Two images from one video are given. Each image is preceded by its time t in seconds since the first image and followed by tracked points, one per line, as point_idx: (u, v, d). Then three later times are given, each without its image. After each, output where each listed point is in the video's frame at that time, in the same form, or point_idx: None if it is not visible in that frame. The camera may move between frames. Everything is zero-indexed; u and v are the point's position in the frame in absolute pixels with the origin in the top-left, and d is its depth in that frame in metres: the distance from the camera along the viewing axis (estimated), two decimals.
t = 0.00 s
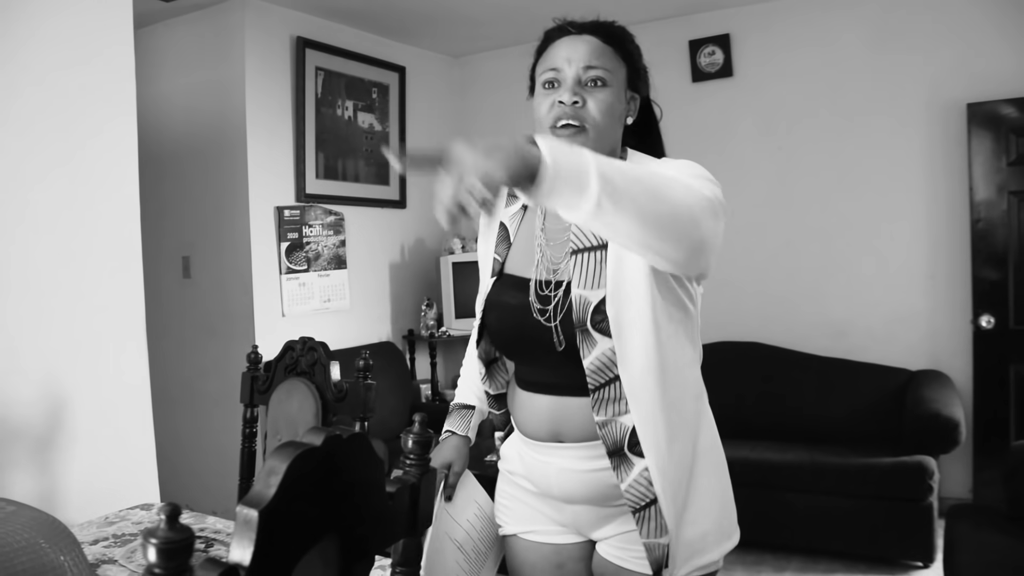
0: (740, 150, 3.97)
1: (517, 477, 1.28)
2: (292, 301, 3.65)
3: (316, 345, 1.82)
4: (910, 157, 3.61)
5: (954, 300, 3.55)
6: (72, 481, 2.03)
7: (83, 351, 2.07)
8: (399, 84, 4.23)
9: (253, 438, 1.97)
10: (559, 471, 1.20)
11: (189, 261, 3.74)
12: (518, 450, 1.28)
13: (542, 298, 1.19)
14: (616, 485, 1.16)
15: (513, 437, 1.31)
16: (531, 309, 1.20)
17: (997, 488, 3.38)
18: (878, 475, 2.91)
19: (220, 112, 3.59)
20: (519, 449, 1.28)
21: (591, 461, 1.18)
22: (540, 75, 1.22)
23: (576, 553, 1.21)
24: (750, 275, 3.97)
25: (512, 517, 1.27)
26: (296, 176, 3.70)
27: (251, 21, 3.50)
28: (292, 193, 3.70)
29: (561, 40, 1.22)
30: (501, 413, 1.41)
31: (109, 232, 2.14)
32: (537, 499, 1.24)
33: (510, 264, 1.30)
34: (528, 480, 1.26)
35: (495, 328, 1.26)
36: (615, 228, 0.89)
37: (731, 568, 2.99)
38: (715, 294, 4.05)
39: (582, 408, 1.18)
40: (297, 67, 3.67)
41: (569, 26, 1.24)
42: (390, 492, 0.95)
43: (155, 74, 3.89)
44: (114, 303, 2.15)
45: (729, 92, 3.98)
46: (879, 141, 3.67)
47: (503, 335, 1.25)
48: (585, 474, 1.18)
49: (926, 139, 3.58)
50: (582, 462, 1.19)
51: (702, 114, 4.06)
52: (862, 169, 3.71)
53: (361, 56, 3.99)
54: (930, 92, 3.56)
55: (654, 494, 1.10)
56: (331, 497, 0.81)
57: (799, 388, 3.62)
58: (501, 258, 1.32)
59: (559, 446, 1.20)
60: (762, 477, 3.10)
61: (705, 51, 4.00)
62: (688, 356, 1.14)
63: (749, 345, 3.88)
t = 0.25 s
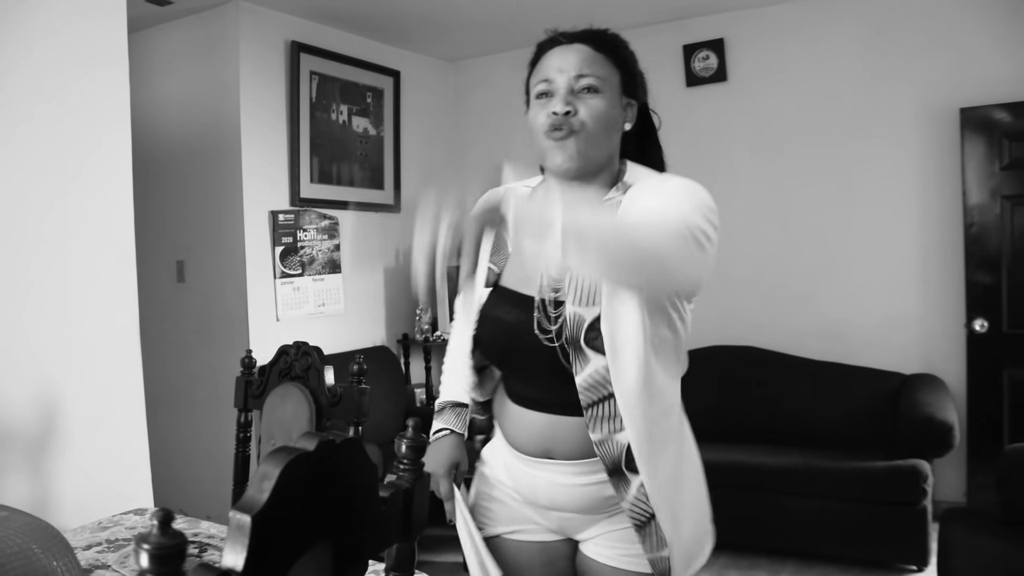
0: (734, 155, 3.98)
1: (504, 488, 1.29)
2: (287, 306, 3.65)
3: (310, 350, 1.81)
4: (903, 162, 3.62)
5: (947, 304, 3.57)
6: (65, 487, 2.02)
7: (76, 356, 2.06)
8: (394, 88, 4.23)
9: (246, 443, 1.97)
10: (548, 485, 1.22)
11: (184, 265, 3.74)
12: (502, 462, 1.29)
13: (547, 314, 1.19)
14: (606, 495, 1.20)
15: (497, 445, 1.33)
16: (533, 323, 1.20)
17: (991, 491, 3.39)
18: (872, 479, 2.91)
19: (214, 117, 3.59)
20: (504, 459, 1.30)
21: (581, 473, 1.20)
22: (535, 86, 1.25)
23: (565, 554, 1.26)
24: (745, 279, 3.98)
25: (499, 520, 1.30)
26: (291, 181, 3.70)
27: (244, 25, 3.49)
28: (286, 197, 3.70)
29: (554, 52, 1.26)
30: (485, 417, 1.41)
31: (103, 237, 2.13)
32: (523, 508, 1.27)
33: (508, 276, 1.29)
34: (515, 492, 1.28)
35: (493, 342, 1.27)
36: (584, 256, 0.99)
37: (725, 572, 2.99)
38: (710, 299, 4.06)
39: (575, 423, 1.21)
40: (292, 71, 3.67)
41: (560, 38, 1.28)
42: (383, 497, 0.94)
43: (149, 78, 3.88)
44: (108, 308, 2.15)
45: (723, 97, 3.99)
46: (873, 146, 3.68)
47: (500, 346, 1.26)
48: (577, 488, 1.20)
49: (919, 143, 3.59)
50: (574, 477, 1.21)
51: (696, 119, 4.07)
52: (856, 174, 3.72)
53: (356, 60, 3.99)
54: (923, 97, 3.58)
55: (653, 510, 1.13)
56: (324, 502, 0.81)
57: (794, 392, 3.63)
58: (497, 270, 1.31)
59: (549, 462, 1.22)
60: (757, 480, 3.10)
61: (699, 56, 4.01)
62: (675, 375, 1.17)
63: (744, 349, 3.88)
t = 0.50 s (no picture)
0: (730, 157, 3.98)
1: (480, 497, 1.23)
2: (283, 308, 3.64)
3: (306, 352, 1.82)
4: (898, 163, 3.63)
5: (943, 305, 3.57)
6: (61, 490, 2.01)
7: (71, 359, 2.06)
8: (390, 91, 4.24)
9: (243, 445, 1.97)
10: (543, 486, 1.18)
11: (179, 268, 3.73)
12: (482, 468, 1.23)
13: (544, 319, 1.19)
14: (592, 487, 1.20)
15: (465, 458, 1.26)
16: (530, 325, 1.19)
17: (987, 492, 3.40)
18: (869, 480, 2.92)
19: (210, 119, 3.59)
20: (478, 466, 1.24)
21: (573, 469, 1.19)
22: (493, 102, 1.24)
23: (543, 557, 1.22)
24: (741, 280, 3.98)
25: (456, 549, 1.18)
26: (287, 183, 3.70)
27: (240, 27, 3.49)
28: (282, 199, 3.70)
29: (516, 67, 1.23)
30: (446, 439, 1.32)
31: (98, 239, 2.13)
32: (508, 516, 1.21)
33: (478, 288, 1.27)
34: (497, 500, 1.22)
35: (476, 352, 1.23)
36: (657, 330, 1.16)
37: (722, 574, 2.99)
38: (706, 300, 4.06)
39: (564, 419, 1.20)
40: (288, 73, 3.67)
41: (524, 53, 1.25)
42: (379, 499, 0.94)
43: (145, 81, 3.88)
44: (105, 312, 2.15)
45: (719, 99, 4.00)
46: (869, 147, 3.69)
47: (488, 356, 1.21)
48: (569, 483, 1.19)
49: (914, 145, 3.60)
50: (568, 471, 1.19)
51: (692, 121, 4.07)
52: (852, 176, 3.72)
53: (351, 62, 3.99)
54: (918, 99, 3.59)
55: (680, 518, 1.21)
56: (320, 505, 0.80)
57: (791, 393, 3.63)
58: (467, 283, 1.27)
59: (543, 462, 1.19)
60: (754, 482, 3.10)
61: (695, 58, 4.02)
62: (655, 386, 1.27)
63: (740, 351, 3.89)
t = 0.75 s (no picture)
0: (728, 156, 3.99)
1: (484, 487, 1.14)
2: (281, 309, 3.64)
3: (304, 353, 1.81)
4: (896, 163, 3.64)
5: (941, 305, 3.58)
6: (60, 491, 2.01)
7: (69, 360, 2.06)
8: (387, 92, 4.24)
9: (241, 446, 1.97)
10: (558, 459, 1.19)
11: (177, 269, 3.73)
12: (494, 459, 1.15)
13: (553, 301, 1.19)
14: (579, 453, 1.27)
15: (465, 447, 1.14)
16: (542, 311, 1.16)
17: (986, 491, 3.40)
18: (867, 480, 2.92)
19: (208, 120, 3.58)
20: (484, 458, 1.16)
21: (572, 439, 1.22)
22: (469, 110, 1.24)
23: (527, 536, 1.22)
24: (739, 280, 3.98)
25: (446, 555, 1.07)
26: (284, 184, 3.69)
27: (238, 28, 3.49)
28: (280, 200, 3.70)
29: (494, 76, 1.25)
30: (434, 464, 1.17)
31: (96, 241, 2.13)
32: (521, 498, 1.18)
33: (485, 284, 1.16)
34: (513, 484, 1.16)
35: (497, 340, 1.12)
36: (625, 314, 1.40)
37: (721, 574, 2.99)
38: (704, 300, 4.06)
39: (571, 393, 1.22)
40: (285, 74, 3.67)
41: (503, 61, 1.26)
42: (377, 499, 0.94)
43: (142, 82, 3.88)
44: (103, 314, 2.14)
45: (717, 99, 4.00)
46: (867, 147, 3.69)
47: (503, 341, 1.12)
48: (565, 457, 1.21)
49: (912, 145, 3.60)
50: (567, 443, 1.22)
51: (690, 120, 4.07)
52: (849, 175, 3.73)
53: (349, 63, 3.99)
54: (916, 98, 3.59)
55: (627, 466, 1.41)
56: (317, 506, 0.80)
57: (789, 392, 3.63)
58: (473, 284, 1.14)
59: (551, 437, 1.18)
60: (752, 482, 3.10)
61: (693, 58, 4.02)
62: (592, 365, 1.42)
63: (738, 350, 3.89)
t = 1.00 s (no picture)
0: (725, 151, 3.98)
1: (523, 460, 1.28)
2: (278, 304, 3.64)
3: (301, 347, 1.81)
4: (893, 158, 3.64)
5: (938, 300, 3.58)
6: (58, 485, 2.01)
7: (67, 355, 2.06)
8: (385, 86, 4.23)
9: (238, 440, 1.97)
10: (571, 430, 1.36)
11: (175, 263, 3.73)
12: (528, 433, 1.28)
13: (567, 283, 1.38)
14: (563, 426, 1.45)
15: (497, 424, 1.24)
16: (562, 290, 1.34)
17: (982, 486, 3.41)
18: (863, 475, 2.92)
19: (205, 115, 3.58)
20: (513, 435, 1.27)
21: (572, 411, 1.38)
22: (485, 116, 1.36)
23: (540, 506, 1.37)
24: (736, 275, 3.98)
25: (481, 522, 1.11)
26: (282, 179, 3.69)
27: (235, 23, 3.48)
28: (277, 195, 3.69)
29: (507, 86, 1.37)
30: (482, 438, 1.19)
31: (93, 236, 2.12)
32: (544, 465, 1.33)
33: (518, 265, 1.27)
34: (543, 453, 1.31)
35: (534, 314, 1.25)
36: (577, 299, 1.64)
37: (717, 568, 3.00)
38: (702, 295, 4.07)
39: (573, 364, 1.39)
40: (283, 69, 3.66)
41: (513, 74, 1.39)
42: (374, 493, 0.94)
43: (139, 76, 3.87)
44: (99, 308, 2.14)
45: (715, 94, 4.00)
46: (864, 142, 3.69)
47: (541, 313, 1.25)
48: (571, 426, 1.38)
49: (910, 140, 3.60)
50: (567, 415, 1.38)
51: (688, 115, 4.06)
52: (847, 171, 3.73)
53: (346, 58, 3.98)
54: (913, 93, 3.59)
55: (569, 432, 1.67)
56: (314, 499, 0.80)
57: (786, 387, 3.64)
58: (507, 266, 1.24)
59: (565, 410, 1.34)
60: (749, 477, 3.11)
61: (691, 53, 4.01)
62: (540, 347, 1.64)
63: (736, 345, 3.89)
